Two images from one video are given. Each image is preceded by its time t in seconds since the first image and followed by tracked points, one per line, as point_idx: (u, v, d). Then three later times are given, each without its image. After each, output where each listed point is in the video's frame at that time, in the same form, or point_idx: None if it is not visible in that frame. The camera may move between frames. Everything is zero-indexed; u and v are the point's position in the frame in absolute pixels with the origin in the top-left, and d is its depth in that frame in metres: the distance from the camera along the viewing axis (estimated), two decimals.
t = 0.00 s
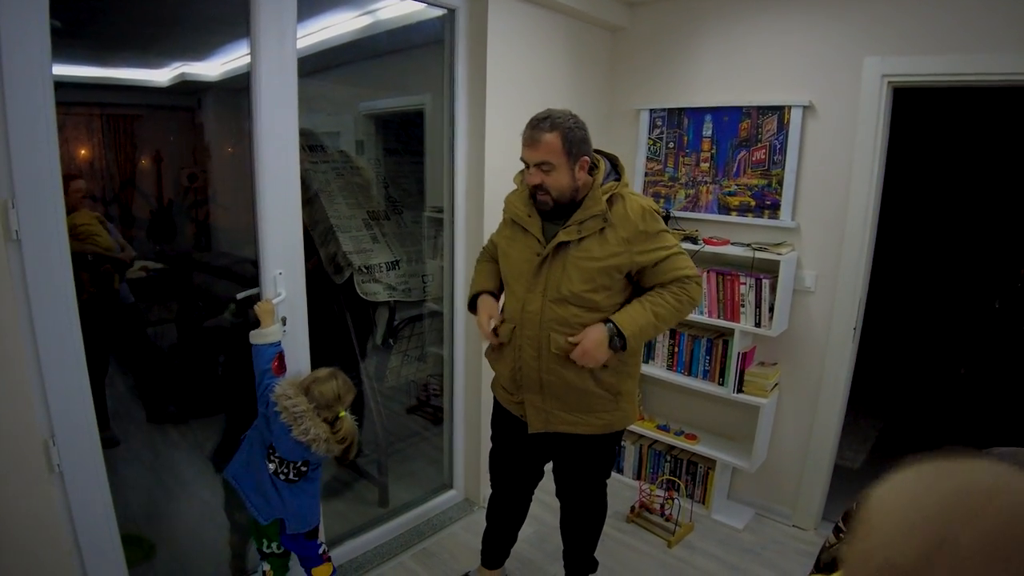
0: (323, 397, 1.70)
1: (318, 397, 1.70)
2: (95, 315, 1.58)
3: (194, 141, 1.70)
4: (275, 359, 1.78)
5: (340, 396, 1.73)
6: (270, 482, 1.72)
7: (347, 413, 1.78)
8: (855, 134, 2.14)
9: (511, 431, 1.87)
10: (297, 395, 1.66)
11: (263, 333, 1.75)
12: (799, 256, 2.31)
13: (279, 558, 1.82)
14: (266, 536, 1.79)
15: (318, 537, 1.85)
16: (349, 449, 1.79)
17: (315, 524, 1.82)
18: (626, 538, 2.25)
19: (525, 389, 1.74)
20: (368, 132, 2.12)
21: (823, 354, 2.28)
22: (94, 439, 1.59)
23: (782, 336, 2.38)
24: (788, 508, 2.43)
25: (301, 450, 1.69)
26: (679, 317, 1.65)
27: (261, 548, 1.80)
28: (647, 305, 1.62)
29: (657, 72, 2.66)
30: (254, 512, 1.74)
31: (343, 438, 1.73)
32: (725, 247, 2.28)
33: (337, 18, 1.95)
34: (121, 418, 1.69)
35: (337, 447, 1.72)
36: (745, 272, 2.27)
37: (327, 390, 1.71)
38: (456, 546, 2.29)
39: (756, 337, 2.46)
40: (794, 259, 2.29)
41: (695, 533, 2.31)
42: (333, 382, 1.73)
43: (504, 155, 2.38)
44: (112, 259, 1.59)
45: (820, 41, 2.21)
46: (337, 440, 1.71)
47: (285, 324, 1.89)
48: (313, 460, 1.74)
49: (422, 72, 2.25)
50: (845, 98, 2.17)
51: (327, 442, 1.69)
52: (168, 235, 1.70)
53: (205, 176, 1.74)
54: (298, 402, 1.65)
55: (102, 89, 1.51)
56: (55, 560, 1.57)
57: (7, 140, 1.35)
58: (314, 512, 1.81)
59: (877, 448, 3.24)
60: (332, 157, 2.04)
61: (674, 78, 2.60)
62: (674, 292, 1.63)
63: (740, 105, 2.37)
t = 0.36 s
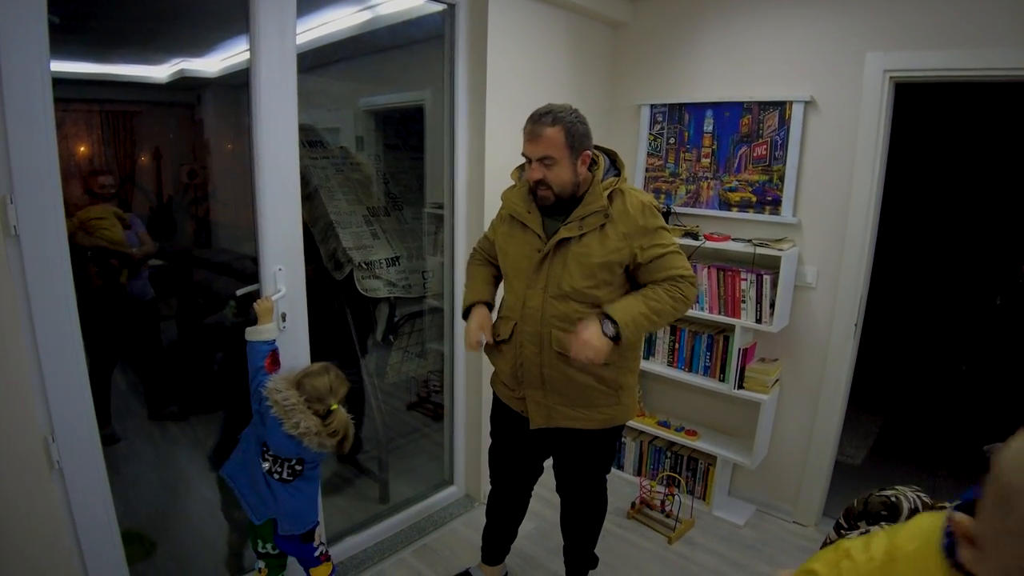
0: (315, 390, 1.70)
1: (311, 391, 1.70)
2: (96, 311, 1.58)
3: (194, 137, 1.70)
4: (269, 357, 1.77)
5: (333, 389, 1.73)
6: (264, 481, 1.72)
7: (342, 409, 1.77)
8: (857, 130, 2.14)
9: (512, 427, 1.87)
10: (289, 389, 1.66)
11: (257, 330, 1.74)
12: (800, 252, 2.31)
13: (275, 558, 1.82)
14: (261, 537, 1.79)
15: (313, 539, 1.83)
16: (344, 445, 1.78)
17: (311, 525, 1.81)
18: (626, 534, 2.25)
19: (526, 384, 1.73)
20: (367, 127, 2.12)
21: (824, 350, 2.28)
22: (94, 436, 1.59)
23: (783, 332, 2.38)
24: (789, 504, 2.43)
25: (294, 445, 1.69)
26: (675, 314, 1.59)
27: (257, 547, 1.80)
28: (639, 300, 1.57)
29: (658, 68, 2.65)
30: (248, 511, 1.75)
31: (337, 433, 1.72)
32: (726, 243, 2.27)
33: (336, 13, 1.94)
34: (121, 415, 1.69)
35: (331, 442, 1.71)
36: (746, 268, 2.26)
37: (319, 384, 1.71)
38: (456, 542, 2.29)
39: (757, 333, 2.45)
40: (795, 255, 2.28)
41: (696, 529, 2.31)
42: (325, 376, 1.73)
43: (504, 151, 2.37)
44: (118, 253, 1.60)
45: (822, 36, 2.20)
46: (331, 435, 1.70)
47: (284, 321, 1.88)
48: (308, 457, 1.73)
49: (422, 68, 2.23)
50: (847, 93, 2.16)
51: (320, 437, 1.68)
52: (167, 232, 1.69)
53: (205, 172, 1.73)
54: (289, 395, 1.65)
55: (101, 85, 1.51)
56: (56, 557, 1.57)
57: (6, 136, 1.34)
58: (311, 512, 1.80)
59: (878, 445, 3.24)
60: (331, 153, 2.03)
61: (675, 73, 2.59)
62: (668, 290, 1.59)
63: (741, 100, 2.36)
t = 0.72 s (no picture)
0: (295, 390, 1.68)
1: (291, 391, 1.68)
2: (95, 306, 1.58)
3: (192, 133, 1.69)
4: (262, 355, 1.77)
5: (313, 389, 1.71)
6: (254, 480, 1.72)
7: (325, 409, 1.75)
8: (857, 125, 2.13)
9: (511, 423, 1.87)
10: (268, 390, 1.65)
11: (253, 324, 1.73)
12: (798, 247, 2.30)
13: (269, 558, 1.82)
14: (253, 537, 1.78)
15: (305, 540, 1.83)
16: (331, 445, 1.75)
17: (303, 526, 1.81)
18: (625, 529, 2.25)
19: (527, 378, 1.73)
20: (365, 123, 2.11)
21: (823, 345, 2.28)
22: (92, 432, 1.59)
23: (782, 327, 2.38)
24: (787, 499, 2.43)
25: (278, 446, 1.69)
26: (653, 314, 1.57)
27: (250, 547, 1.79)
28: (604, 298, 1.56)
29: (657, 63, 2.64)
30: (238, 508, 1.74)
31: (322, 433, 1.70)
32: (724, 238, 2.26)
33: (334, 8, 1.93)
34: (119, 412, 1.68)
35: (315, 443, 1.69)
36: (744, 263, 2.25)
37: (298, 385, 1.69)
38: (455, 537, 2.29)
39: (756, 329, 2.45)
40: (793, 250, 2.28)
41: (694, 525, 2.31)
42: (306, 376, 1.71)
43: (502, 145, 2.36)
44: (119, 249, 1.60)
45: (821, 30, 2.19)
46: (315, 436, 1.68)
47: (281, 316, 1.88)
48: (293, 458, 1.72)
49: (420, 63, 2.23)
50: (846, 88, 2.15)
51: (302, 437, 1.66)
52: (166, 228, 1.69)
53: (203, 168, 1.73)
54: (269, 394, 1.65)
55: (99, 81, 1.50)
56: (55, 552, 1.57)
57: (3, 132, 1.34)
58: (304, 512, 1.79)
59: (877, 440, 3.23)
60: (329, 148, 2.02)
61: (675, 68, 2.58)
62: (632, 292, 1.55)
63: (739, 95, 2.35)
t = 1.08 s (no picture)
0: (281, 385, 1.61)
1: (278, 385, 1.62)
2: (98, 301, 1.59)
3: (191, 129, 1.69)
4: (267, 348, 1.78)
5: (301, 388, 1.62)
6: (254, 473, 1.74)
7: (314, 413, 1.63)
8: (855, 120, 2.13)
9: (509, 418, 1.87)
10: (256, 388, 1.61)
11: (254, 320, 1.74)
12: (796, 242, 2.30)
13: (266, 551, 1.82)
14: (252, 528, 1.79)
15: (304, 538, 1.80)
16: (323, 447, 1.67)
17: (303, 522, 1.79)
18: (623, 524, 2.26)
19: (538, 376, 1.72)
20: (363, 118, 2.11)
21: (821, 340, 2.28)
22: (91, 426, 1.60)
23: (780, 323, 2.38)
24: (785, 494, 2.44)
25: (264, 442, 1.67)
26: (650, 310, 1.57)
27: (251, 538, 1.80)
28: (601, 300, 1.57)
29: (655, 58, 2.64)
30: (241, 498, 1.77)
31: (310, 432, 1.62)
32: (722, 233, 2.26)
33: (333, 3, 1.93)
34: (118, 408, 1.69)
35: (300, 443, 1.62)
36: (742, 258, 2.25)
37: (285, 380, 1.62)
38: (454, 532, 2.30)
39: (754, 324, 2.45)
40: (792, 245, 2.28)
41: (693, 519, 2.32)
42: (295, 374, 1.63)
43: (501, 141, 2.36)
44: (121, 242, 1.60)
45: (820, 26, 2.19)
46: (300, 436, 1.61)
47: (280, 311, 1.88)
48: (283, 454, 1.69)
49: (419, 58, 2.22)
50: (845, 84, 2.15)
51: (285, 438, 1.60)
52: (165, 224, 1.69)
53: (202, 164, 1.73)
54: (258, 384, 1.62)
55: (98, 77, 1.50)
56: (55, 547, 1.57)
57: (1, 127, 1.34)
58: (303, 509, 1.77)
59: (875, 435, 3.24)
60: (327, 143, 2.02)
61: (673, 63, 2.58)
62: (628, 291, 1.57)
63: (738, 90, 2.35)
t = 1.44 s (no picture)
0: (256, 376, 1.58)
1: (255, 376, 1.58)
2: (99, 295, 1.59)
3: (191, 125, 1.69)
4: (264, 342, 1.78)
5: (263, 385, 1.58)
6: (252, 467, 1.74)
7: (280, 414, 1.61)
8: (856, 116, 2.13)
9: (510, 414, 1.87)
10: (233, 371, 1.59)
11: (253, 317, 1.74)
12: (797, 238, 2.30)
13: (269, 542, 1.80)
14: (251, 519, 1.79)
15: (300, 532, 1.81)
16: (280, 454, 1.60)
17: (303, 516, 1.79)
18: (624, 519, 2.26)
19: (540, 372, 1.71)
20: (364, 114, 2.11)
21: (821, 337, 2.28)
22: (93, 421, 1.60)
23: (781, 319, 2.38)
24: (785, 490, 2.44)
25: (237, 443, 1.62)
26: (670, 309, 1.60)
27: (252, 529, 1.80)
28: (628, 304, 1.57)
29: (656, 54, 2.63)
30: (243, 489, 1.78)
31: (264, 434, 1.57)
32: (723, 230, 2.26)
33: None
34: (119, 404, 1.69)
35: (255, 443, 1.56)
36: (744, 254, 2.25)
37: (262, 373, 1.58)
38: (454, 527, 2.30)
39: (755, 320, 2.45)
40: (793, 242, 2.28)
41: (693, 515, 2.32)
42: (272, 369, 1.60)
43: (501, 137, 2.36)
44: (124, 236, 1.61)
45: (821, 22, 2.18)
46: (254, 435, 1.57)
47: (281, 307, 1.88)
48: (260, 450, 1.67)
49: (419, 54, 2.22)
50: (847, 80, 2.15)
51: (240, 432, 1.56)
52: (164, 220, 1.69)
53: (202, 160, 1.72)
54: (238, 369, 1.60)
55: (98, 74, 1.50)
56: (57, 542, 1.57)
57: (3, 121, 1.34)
58: (298, 504, 1.77)
59: (875, 432, 3.25)
60: (328, 139, 2.02)
61: (674, 59, 2.58)
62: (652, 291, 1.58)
63: (739, 86, 2.35)
